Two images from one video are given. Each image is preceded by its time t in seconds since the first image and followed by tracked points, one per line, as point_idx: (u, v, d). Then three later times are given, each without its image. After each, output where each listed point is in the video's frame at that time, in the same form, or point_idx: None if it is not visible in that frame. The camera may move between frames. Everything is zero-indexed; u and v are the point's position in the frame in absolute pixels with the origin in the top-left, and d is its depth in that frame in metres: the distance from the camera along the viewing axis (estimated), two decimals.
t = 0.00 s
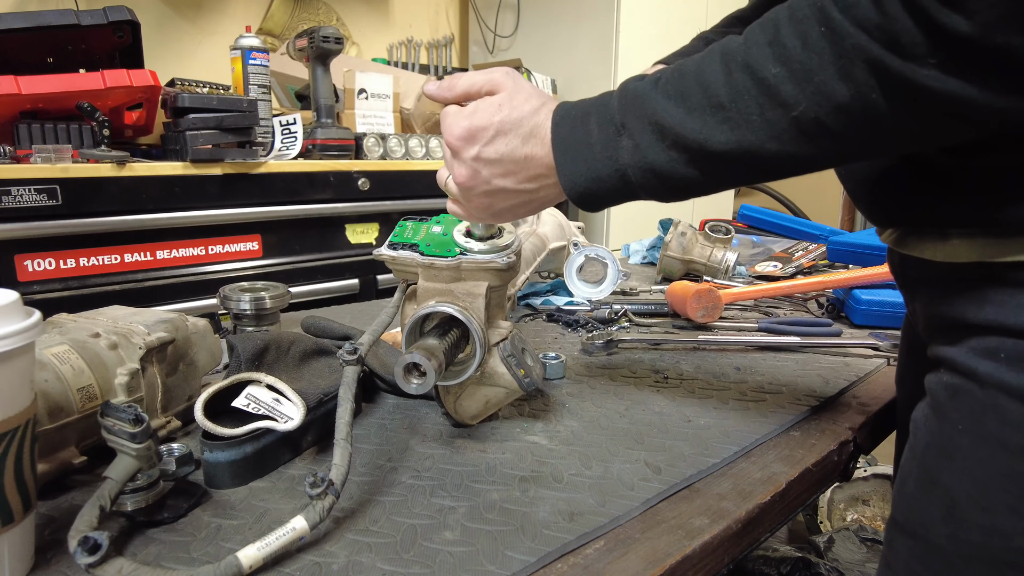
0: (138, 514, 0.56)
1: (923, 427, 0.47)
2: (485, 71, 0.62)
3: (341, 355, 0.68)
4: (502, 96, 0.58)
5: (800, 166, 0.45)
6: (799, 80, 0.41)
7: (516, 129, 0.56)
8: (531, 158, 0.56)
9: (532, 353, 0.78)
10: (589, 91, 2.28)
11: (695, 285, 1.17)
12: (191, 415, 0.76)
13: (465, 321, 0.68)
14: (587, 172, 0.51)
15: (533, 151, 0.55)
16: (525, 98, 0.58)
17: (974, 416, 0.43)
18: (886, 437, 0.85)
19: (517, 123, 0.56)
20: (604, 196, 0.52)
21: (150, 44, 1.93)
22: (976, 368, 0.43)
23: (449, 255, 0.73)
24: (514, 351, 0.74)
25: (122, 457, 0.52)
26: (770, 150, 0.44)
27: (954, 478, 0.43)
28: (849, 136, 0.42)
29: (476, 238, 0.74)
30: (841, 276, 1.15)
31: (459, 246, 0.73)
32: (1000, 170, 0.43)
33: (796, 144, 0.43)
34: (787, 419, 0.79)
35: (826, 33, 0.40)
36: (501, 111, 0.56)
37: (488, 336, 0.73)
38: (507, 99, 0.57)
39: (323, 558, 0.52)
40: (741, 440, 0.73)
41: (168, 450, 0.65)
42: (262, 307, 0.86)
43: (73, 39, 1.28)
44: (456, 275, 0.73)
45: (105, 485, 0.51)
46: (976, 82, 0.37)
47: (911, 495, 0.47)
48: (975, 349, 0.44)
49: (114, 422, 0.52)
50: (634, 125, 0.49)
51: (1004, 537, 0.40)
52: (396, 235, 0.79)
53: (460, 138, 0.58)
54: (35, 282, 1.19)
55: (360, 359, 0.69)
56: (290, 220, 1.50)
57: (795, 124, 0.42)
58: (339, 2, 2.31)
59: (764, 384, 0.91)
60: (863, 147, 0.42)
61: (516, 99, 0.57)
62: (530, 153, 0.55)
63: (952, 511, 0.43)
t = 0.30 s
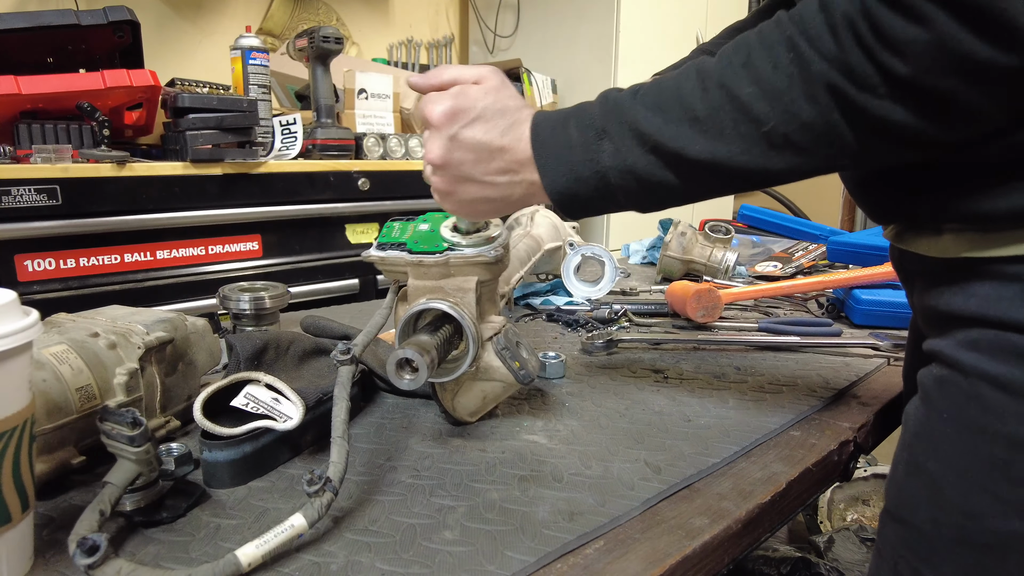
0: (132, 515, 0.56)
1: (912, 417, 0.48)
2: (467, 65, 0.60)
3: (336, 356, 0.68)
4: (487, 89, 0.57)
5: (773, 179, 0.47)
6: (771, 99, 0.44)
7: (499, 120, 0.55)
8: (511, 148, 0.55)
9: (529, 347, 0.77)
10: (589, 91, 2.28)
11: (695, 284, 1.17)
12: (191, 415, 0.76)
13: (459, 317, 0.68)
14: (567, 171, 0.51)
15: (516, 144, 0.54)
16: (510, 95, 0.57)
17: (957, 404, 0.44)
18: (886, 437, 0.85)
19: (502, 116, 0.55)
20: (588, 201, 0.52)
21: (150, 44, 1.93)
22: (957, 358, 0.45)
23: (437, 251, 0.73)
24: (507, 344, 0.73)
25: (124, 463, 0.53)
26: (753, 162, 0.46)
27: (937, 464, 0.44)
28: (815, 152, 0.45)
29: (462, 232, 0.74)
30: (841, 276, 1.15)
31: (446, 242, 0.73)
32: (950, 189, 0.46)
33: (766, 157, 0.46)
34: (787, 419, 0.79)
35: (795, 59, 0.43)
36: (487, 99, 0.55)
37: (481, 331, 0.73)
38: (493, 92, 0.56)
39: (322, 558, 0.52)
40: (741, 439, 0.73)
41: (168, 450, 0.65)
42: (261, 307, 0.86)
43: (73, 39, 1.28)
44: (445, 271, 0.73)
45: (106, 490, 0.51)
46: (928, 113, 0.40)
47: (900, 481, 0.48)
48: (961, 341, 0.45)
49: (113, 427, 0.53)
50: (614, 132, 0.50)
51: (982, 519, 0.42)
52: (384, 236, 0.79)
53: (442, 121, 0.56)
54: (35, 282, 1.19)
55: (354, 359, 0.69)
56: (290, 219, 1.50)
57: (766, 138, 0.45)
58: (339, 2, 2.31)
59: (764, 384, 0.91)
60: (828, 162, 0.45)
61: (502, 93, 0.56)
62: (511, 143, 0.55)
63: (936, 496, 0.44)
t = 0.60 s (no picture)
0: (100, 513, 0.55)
1: (898, 401, 0.49)
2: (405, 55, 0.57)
3: (321, 365, 0.66)
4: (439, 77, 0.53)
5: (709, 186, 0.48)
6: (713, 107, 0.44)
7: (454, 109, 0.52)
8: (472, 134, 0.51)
9: (512, 335, 0.80)
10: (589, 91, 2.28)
11: (695, 284, 1.17)
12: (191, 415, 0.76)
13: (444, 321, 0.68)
14: (516, 161, 0.50)
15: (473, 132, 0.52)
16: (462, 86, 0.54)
17: (936, 387, 0.44)
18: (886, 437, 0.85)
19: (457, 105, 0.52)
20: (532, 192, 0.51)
21: (150, 44, 1.93)
22: (939, 345, 0.45)
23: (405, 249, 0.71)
24: (491, 335, 0.75)
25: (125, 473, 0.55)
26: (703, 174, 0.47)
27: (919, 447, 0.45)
28: (747, 164, 0.46)
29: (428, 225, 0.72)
30: (841, 276, 1.15)
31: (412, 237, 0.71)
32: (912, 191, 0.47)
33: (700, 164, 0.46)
34: (786, 419, 0.79)
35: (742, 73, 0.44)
36: (433, 86, 0.52)
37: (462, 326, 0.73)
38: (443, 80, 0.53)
39: (322, 558, 0.52)
40: (741, 439, 0.73)
41: (169, 449, 0.65)
42: (261, 307, 0.86)
43: (73, 39, 1.28)
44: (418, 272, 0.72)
45: (107, 501, 0.52)
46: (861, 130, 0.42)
47: (883, 464, 0.49)
48: (942, 329, 0.46)
49: (112, 436, 0.56)
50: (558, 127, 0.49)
51: (957, 497, 0.42)
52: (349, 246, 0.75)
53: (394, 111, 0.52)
54: (35, 282, 1.19)
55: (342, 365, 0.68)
56: (291, 220, 1.50)
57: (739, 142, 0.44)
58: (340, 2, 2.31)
59: (764, 384, 0.91)
60: (760, 171, 0.47)
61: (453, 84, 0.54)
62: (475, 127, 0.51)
63: (912, 478, 0.45)
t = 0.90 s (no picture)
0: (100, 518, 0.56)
1: (899, 396, 0.49)
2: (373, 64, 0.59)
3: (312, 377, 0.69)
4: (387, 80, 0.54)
5: (673, 173, 0.46)
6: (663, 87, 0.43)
7: (397, 108, 0.52)
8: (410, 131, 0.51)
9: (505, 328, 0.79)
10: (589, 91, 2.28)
11: (695, 284, 1.17)
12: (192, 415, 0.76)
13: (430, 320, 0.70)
14: (469, 157, 0.48)
15: (415, 129, 0.51)
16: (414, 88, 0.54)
17: (937, 381, 0.45)
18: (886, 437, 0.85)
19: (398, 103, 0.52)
20: (490, 192, 0.49)
21: (150, 43, 1.93)
22: (940, 339, 0.45)
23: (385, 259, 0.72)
24: (480, 331, 0.76)
25: (122, 490, 0.55)
26: (668, 159, 0.45)
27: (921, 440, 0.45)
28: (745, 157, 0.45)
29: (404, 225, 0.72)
30: (841, 276, 1.15)
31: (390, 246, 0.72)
32: (914, 190, 0.47)
33: (655, 147, 0.44)
34: (786, 419, 0.79)
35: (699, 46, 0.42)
36: (376, 87, 0.53)
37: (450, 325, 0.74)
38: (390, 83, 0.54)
39: (323, 558, 0.52)
40: (742, 439, 0.73)
41: (169, 449, 0.65)
42: (262, 307, 0.86)
43: (73, 39, 1.28)
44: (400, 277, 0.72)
45: (105, 516, 0.53)
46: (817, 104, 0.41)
47: (885, 460, 0.49)
48: (943, 324, 0.46)
49: (107, 451, 0.56)
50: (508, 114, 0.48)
51: (957, 489, 0.42)
52: (336, 267, 0.78)
53: (338, 113, 0.54)
54: (35, 282, 1.19)
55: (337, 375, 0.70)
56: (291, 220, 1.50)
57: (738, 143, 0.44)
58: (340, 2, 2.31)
59: (764, 384, 0.91)
60: (719, 153, 0.44)
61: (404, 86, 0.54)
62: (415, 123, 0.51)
63: (914, 472, 0.45)
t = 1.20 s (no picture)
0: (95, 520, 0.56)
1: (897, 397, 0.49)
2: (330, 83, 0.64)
3: (305, 391, 0.68)
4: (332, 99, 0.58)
5: (615, 166, 0.46)
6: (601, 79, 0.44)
7: (342, 123, 0.56)
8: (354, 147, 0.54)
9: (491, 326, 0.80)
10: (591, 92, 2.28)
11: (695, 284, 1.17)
12: (192, 415, 0.76)
13: (406, 322, 0.70)
14: (416, 164, 0.50)
15: (361, 144, 0.54)
16: (361, 100, 0.58)
17: (931, 381, 0.45)
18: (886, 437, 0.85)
19: (342, 120, 0.56)
20: (439, 192, 0.51)
21: (150, 43, 1.93)
22: (933, 340, 0.45)
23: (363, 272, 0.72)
24: (466, 330, 0.77)
25: (120, 492, 0.55)
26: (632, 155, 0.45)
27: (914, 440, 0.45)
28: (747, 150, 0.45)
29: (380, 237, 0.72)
30: (841, 276, 1.15)
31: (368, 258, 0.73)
32: (911, 193, 0.47)
33: (594, 139, 0.45)
34: (786, 419, 0.79)
35: (637, 36, 0.43)
36: (324, 109, 0.57)
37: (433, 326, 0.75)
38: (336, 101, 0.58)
39: (322, 557, 0.52)
40: (742, 439, 0.73)
41: (169, 449, 0.65)
42: (262, 307, 0.86)
43: (73, 39, 1.28)
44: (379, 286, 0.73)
45: (102, 518, 0.53)
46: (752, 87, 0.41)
47: (880, 461, 0.49)
48: (938, 325, 0.46)
49: (106, 451, 0.56)
50: (458, 112, 0.49)
51: (950, 488, 0.42)
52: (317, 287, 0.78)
53: (292, 137, 0.59)
54: (35, 282, 1.19)
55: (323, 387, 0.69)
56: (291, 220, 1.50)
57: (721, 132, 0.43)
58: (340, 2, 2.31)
59: (764, 384, 0.91)
60: (658, 144, 0.44)
61: (350, 101, 0.57)
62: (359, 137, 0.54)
63: (908, 474, 0.45)
